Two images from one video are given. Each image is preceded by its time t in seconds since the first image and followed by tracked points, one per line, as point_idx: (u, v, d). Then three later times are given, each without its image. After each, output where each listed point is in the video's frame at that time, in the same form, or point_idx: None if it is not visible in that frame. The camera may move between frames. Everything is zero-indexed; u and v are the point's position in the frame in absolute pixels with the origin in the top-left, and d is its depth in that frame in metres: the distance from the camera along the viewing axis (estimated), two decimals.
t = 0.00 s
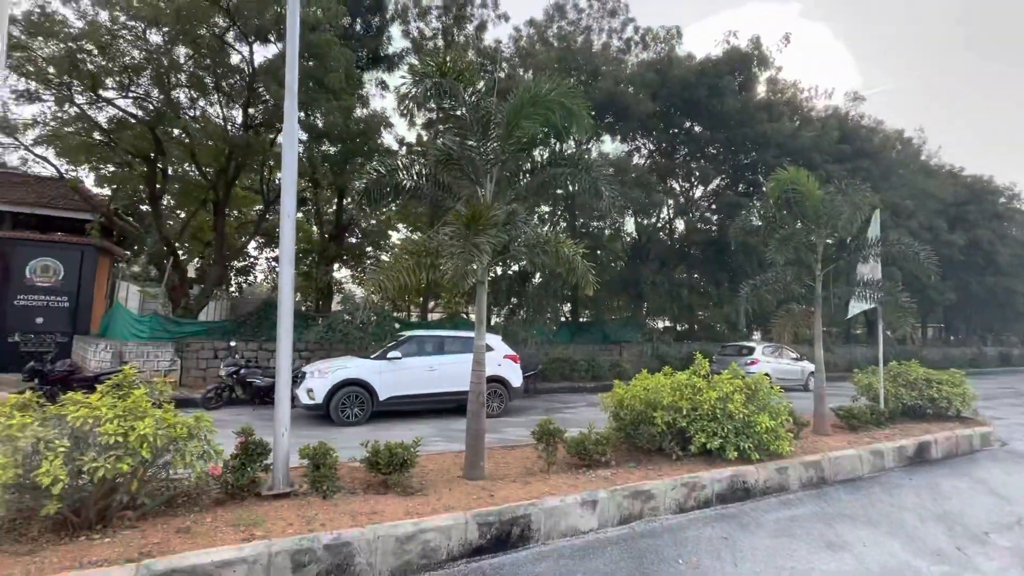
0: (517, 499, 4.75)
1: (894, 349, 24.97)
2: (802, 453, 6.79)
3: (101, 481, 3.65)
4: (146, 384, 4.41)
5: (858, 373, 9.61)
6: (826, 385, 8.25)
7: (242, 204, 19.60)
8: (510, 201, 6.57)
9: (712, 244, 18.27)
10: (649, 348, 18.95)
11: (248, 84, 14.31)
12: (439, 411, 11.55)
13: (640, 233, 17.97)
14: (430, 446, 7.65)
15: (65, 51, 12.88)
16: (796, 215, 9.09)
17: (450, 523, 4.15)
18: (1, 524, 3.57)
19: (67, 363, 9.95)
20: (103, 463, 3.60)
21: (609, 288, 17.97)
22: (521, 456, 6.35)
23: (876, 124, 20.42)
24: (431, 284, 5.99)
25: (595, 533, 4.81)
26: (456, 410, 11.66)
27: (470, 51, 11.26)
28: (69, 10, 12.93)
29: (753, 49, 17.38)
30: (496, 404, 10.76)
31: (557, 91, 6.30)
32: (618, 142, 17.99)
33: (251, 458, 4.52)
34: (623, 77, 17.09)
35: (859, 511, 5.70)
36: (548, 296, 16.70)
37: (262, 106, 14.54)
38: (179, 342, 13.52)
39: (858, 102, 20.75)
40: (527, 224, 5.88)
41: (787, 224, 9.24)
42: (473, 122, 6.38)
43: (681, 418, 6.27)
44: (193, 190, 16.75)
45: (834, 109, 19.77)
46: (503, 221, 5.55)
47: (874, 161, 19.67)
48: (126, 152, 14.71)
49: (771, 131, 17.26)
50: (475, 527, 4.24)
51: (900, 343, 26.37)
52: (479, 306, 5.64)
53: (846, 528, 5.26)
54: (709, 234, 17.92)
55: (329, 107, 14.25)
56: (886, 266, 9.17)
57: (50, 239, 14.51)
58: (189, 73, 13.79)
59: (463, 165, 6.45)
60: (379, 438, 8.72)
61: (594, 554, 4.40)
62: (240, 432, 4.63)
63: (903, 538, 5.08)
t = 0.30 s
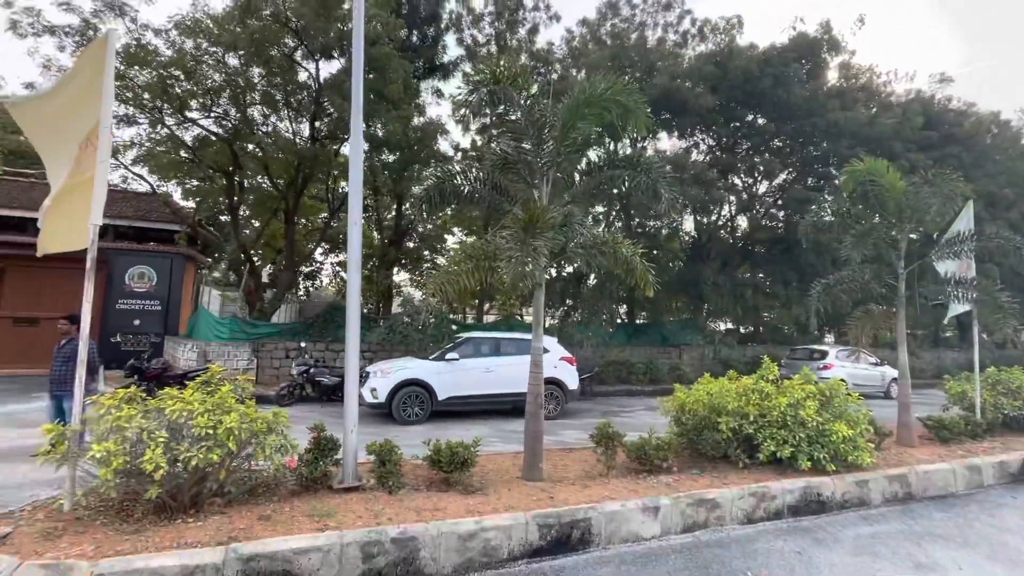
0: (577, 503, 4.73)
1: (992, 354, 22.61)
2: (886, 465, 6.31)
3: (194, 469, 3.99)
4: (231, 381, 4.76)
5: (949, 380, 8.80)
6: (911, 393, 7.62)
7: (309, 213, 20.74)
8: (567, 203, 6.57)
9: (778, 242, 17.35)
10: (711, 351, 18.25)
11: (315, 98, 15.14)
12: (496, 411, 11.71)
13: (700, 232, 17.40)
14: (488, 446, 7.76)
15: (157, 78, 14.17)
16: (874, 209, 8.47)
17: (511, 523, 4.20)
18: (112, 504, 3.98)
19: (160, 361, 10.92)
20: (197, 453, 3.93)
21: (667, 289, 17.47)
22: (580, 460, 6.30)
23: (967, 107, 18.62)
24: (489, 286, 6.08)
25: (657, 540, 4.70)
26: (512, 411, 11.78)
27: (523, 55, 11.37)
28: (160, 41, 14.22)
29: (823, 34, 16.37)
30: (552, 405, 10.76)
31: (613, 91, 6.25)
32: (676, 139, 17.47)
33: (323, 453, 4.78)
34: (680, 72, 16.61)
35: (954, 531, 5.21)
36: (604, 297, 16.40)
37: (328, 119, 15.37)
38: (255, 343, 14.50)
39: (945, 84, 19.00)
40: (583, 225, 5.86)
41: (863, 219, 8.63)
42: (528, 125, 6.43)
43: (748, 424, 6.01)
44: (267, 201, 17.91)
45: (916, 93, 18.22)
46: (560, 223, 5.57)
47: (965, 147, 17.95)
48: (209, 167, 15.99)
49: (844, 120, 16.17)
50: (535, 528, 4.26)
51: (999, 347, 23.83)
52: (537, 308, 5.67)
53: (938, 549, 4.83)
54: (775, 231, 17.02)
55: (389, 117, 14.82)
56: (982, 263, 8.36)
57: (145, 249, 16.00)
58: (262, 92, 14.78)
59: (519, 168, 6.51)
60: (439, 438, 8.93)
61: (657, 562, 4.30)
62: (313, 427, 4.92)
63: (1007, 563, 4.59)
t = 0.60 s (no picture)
0: (636, 507, 4.64)
1: None
2: (977, 480, 5.77)
3: (268, 462, 4.25)
4: (300, 379, 5.03)
5: None
6: (1008, 401, 6.93)
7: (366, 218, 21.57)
8: (622, 202, 6.46)
9: (848, 237, 16.28)
10: (774, 353, 17.38)
11: (371, 107, 15.77)
12: (549, 413, 11.71)
13: (761, 227, 16.79)
14: (542, 447, 7.77)
15: (230, 96, 15.20)
16: (961, 199, 7.78)
17: (568, 525, 4.18)
18: (198, 491, 4.31)
19: (235, 359, 11.70)
20: (272, 446, 4.18)
21: (725, 288, 16.80)
22: (637, 463, 6.18)
23: None
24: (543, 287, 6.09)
25: (721, 549, 4.53)
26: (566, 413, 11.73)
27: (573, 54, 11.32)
28: (232, 61, 15.25)
29: (897, 12, 15.23)
30: (606, 408, 10.63)
31: (668, 86, 6.11)
32: (734, 133, 16.76)
33: (384, 449, 4.96)
34: (738, 62, 15.94)
35: None
36: (658, 297, 16.01)
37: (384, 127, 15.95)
38: (318, 343, 15.24)
39: None
40: (640, 224, 5.75)
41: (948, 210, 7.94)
42: (581, 126, 6.38)
43: (818, 431, 5.68)
44: (328, 208, 18.77)
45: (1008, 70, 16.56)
46: (616, 222, 5.50)
47: None
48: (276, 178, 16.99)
49: (923, 104, 14.96)
50: (593, 531, 4.22)
51: None
52: (592, 310, 5.62)
53: None
54: (845, 226, 15.98)
55: (440, 121, 15.21)
56: None
57: (220, 255, 17.21)
58: (323, 104, 15.52)
59: (572, 169, 6.48)
60: (494, 438, 9.03)
61: (722, 572, 4.14)
62: (375, 425, 5.11)
63: None
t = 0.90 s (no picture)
0: (693, 512, 4.51)
1: None
2: None
3: (330, 457, 4.43)
4: (357, 377, 5.22)
5: None
6: None
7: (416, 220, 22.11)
8: (675, 200, 6.30)
9: (923, 230, 15.15)
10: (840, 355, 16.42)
11: (422, 113, 16.31)
12: (599, 414, 11.58)
13: (824, 221, 15.79)
14: (594, 448, 7.70)
15: (289, 108, 16.00)
16: None
17: (623, 528, 4.11)
18: (267, 482, 4.55)
19: (296, 358, 12.30)
20: (334, 441, 4.37)
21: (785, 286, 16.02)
22: (693, 468, 6.00)
23: None
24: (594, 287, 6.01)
25: (785, 560, 4.32)
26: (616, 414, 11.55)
27: (620, 50, 11.15)
28: (292, 75, 16.02)
29: None
30: (659, 409, 10.38)
31: (723, 80, 5.93)
32: (793, 123, 15.94)
33: (439, 447, 5.08)
34: (797, 48, 15.16)
35: None
36: (711, 296, 15.47)
37: (433, 131, 16.33)
38: (373, 342, 15.77)
39: None
40: (694, 222, 5.57)
41: None
42: (633, 122, 6.24)
43: (892, 438, 5.31)
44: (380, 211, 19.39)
45: None
46: (670, 220, 5.36)
47: None
48: (332, 184, 17.72)
49: (1011, 83, 13.69)
50: (649, 535, 4.14)
51: None
52: (644, 309, 5.49)
53: None
54: (920, 218, 14.85)
55: (487, 122, 15.40)
56: None
57: (281, 259, 18.18)
58: (375, 111, 16.06)
59: (623, 167, 6.36)
60: (545, 439, 9.02)
61: None
62: (429, 423, 5.23)
63: None
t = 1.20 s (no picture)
0: (751, 519, 4.34)
1: None
2: None
3: (384, 451, 4.56)
4: (409, 375, 5.35)
5: None
6: None
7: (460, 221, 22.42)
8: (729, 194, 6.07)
9: (1004, 221, 13.96)
10: (909, 356, 15.37)
11: (466, 114, 16.55)
12: (648, 415, 11.35)
13: (890, 214, 14.80)
14: (644, 449, 7.55)
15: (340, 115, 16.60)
16: None
17: (677, 532, 4.01)
18: (325, 475, 4.74)
19: (349, 355, 12.76)
20: (388, 437, 4.50)
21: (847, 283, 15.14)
22: (750, 473, 5.77)
23: None
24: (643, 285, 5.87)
25: (854, 573, 4.07)
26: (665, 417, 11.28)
27: (667, 42, 10.87)
28: (342, 83, 16.58)
29: None
30: (711, 412, 10.05)
31: (779, 67, 5.68)
32: (855, 110, 15.03)
33: (488, 445, 5.14)
34: (858, 30, 14.28)
35: None
36: (766, 294, 14.81)
37: (478, 132, 16.53)
38: (421, 341, 16.11)
39: None
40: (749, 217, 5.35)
41: None
42: (683, 116, 6.05)
43: (974, 447, 4.92)
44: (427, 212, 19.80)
45: None
46: (724, 215, 5.16)
47: None
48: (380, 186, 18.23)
49: None
50: (704, 541, 4.01)
51: None
52: (696, 308, 5.32)
53: None
54: (1001, 208, 13.69)
55: (529, 122, 15.50)
56: None
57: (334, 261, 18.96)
58: (421, 115, 16.42)
59: (673, 162, 6.18)
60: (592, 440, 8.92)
61: None
62: (478, 421, 5.29)
63: None
